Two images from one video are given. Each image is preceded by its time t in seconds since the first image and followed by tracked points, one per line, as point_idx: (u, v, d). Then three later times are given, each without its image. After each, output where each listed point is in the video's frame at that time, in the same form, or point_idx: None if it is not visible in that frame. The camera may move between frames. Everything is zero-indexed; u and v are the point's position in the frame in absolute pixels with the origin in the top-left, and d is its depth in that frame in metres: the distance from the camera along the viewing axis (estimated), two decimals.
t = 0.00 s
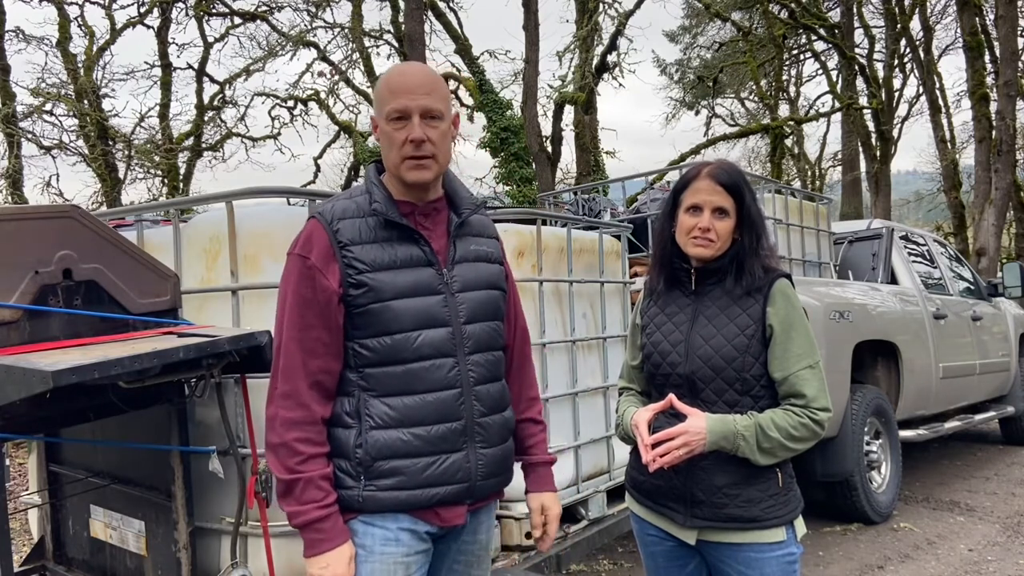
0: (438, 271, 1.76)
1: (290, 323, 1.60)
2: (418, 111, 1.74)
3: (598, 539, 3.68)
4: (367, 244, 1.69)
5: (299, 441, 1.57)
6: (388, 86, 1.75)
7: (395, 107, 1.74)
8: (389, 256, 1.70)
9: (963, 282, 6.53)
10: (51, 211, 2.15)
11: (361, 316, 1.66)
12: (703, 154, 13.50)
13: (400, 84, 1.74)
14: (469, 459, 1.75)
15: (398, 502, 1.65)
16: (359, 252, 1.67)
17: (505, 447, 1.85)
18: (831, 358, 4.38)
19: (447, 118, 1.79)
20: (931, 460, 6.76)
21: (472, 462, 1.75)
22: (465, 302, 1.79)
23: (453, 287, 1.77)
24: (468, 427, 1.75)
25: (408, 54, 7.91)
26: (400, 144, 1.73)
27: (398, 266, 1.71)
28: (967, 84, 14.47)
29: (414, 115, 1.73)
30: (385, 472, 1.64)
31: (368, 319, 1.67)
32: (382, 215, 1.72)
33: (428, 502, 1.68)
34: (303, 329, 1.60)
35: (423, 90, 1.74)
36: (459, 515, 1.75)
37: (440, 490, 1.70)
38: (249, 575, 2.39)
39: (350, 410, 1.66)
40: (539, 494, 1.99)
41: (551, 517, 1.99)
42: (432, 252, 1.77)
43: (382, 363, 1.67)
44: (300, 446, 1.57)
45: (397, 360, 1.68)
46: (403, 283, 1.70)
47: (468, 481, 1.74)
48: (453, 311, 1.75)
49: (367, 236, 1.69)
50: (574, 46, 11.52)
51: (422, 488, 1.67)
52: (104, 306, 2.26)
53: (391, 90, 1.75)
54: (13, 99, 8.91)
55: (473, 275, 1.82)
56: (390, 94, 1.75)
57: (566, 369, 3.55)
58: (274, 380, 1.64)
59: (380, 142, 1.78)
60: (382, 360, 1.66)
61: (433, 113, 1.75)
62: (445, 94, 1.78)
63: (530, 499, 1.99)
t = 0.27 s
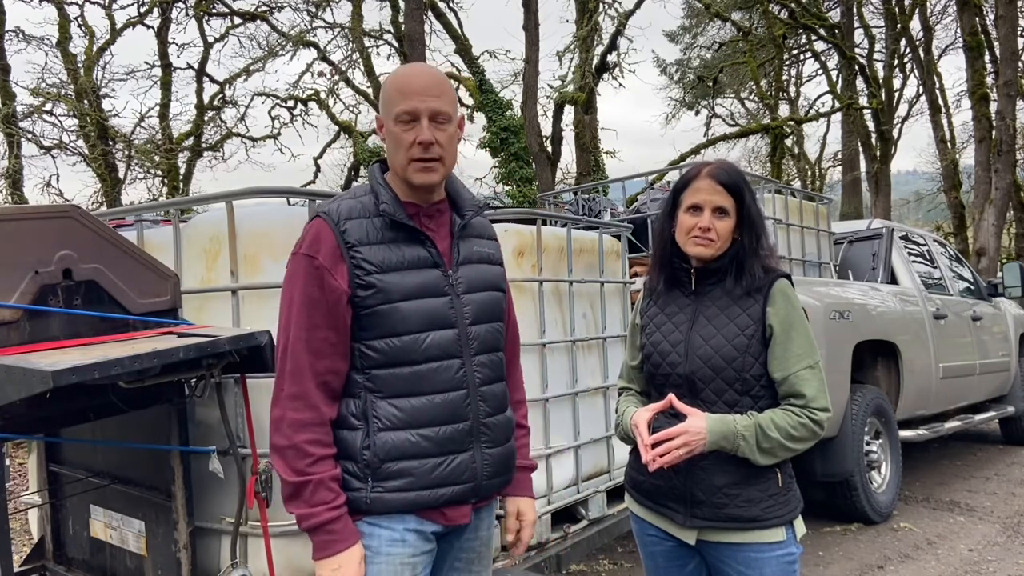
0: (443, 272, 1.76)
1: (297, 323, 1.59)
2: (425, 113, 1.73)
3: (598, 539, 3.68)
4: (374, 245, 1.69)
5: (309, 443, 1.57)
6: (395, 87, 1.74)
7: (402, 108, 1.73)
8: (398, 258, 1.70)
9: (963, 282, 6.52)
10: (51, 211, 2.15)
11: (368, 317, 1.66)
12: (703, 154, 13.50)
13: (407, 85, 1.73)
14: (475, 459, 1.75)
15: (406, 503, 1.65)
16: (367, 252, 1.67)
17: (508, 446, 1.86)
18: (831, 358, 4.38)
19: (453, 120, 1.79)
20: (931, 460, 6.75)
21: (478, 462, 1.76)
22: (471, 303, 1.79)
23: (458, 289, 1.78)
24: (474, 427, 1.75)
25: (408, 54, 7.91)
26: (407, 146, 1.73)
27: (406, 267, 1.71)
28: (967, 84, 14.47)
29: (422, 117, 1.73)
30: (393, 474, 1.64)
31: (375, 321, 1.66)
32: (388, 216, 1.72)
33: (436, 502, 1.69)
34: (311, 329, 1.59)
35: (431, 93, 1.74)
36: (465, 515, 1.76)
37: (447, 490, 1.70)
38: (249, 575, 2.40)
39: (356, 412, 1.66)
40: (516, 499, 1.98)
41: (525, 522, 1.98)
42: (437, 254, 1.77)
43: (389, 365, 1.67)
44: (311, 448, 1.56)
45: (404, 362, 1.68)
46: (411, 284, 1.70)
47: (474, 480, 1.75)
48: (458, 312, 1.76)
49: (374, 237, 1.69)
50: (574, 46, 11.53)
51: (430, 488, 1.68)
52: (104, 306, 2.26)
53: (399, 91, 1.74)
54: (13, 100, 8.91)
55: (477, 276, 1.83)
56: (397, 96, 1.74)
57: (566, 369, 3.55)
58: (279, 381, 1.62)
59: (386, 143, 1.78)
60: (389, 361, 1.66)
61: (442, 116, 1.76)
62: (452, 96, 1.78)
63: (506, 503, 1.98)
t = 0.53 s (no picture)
0: (444, 273, 1.76)
1: (298, 323, 1.59)
2: (424, 114, 1.73)
3: (598, 539, 3.68)
4: (376, 244, 1.69)
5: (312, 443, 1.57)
6: (394, 88, 1.74)
7: (401, 109, 1.73)
8: (400, 258, 1.71)
9: (963, 282, 6.52)
10: (51, 211, 2.15)
11: (371, 317, 1.66)
12: (703, 154, 13.50)
13: (406, 86, 1.73)
14: (476, 459, 1.76)
15: (408, 504, 1.65)
16: (369, 253, 1.67)
17: (509, 446, 1.86)
18: (830, 358, 4.38)
19: (452, 120, 1.79)
20: (931, 460, 6.75)
21: (480, 462, 1.76)
22: (472, 303, 1.79)
23: (459, 289, 1.78)
24: (475, 427, 1.76)
25: (408, 54, 7.91)
26: (406, 147, 1.73)
27: (408, 267, 1.71)
28: (967, 84, 14.47)
29: (421, 118, 1.73)
30: (395, 474, 1.64)
31: (378, 321, 1.66)
32: (390, 216, 1.72)
33: (438, 502, 1.69)
34: (313, 329, 1.59)
35: (431, 93, 1.74)
36: (466, 515, 1.76)
37: (449, 490, 1.70)
38: None
39: (358, 412, 1.66)
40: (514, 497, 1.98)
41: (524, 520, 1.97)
42: (438, 254, 1.77)
43: (392, 365, 1.67)
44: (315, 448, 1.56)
45: (407, 362, 1.68)
46: (413, 284, 1.70)
47: (476, 480, 1.75)
48: (460, 312, 1.76)
49: (376, 237, 1.69)
50: (574, 46, 11.53)
51: (432, 488, 1.68)
52: (104, 306, 2.26)
53: (398, 92, 1.73)
54: (13, 100, 8.91)
55: (477, 276, 1.83)
56: (396, 97, 1.74)
57: (566, 369, 3.55)
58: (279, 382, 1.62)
59: (384, 144, 1.78)
60: (392, 362, 1.66)
61: (441, 116, 1.76)
62: (451, 97, 1.78)
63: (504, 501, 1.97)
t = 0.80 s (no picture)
0: (444, 272, 1.76)
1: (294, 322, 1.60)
2: (424, 116, 1.73)
3: (598, 539, 3.69)
4: (376, 244, 1.69)
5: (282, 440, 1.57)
6: (395, 88, 1.74)
7: (401, 110, 1.73)
8: (399, 257, 1.70)
9: (963, 282, 6.53)
10: (51, 211, 2.15)
11: (370, 317, 1.66)
12: (703, 154, 13.50)
13: (407, 86, 1.74)
14: (475, 458, 1.75)
15: (408, 502, 1.65)
16: (369, 252, 1.67)
17: (508, 445, 1.86)
18: (830, 358, 4.38)
19: (453, 122, 1.79)
20: (931, 460, 6.75)
21: (479, 461, 1.76)
22: (472, 302, 1.79)
23: (459, 288, 1.78)
24: (475, 426, 1.76)
25: (408, 54, 7.91)
26: (406, 148, 1.73)
27: (408, 266, 1.71)
28: (967, 84, 14.47)
29: (421, 119, 1.73)
30: (396, 473, 1.64)
31: (377, 320, 1.66)
32: (390, 215, 1.72)
33: (438, 501, 1.69)
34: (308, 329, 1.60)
35: (432, 94, 1.74)
36: (466, 514, 1.76)
37: (449, 489, 1.70)
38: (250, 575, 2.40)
39: (357, 412, 1.66)
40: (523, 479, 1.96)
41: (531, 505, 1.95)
42: (438, 253, 1.77)
43: (391, 364, 1.67)
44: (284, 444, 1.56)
45: (406, 361, 1.68)
46: (414, 283, 1.70)
47: (475, 479, 1.75)
48: (459, 311, 1.76)
49: (376, 237, 1.69)
50: (574, 46, 11.53)
51: (431, 487, 1.68)
52: (105, 306, 2.26)
53: (399, 92, 1.73)
54: (13, 100, 8.91)
55: (477, 275, 1.83)
56: (397, 97, 1.74)
57: (566, 369, 3.55)
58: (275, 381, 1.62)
59: (384, 145, 1.78)
60: (392, 361, 1.66)
61: (442, 118, 1.76)
62: (452, 98, 1.78)
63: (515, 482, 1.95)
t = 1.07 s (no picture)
0: (436, 272, 1.76)
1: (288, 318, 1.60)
2: (420, 112, 1.73)
3: (598, 539, 3.69)
4: (366, 243, 1.69)
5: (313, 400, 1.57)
6: (392, 84, 1.75)
7: (397, 106, 1.73)
8: (388, 256, 1.70)
9: (963, 282, 6.52)
10: (51, 211, 2.15)
11: (360, 316, 1.66)
12: (703, 154, 13.50)
13: (404, 83, 1.74)
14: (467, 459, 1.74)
15: (399, 503, 1.65)
16: (359, 251, 1.67)
17: (502, 447, 1.85)
18: (830, 358, 4.38)
19: (449, 120, 1.79)
20: (931, 460, 6.75)
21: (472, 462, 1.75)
22: (464, 302, 1.79)
23: (451, 288, 1.77)
24: (468, 427, 1.75)
25: (408, 54, 7.91)
26: (400, 144, 1.73)
27: (397, 266, 1.71)
28: (967, 84, 14.47)
29: (416, 115, 1.73)
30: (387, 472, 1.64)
31: (367, 320, 1.66)
32: (381, 215, 1.72)
33: (430, 501, 1.68)
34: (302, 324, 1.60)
35: (429, 90, 1.74)
36: (458, 516, 1.76)
37: (441, 490, 1.70)
38: None
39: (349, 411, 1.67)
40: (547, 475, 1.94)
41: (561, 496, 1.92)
42: (430, 253, 1.77)
43: (382, 364, 1.67)
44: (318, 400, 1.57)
45: (396, 361, 1.67)
46: (403, 282, 1.70)
47: (468, 480, 1.74)
48: (451, 311, 1.75)
49: (366, 236, 1.70)
50: (574, 46, 11.53)
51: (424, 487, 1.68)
52: (104, 306, 2.26)
53: (394, 88, 1.74)
54: (13, 100, 8.91)
55: (471, 275, 1.82)
56: (393, 93, 1.74)
57: (566, 369, 3.55)
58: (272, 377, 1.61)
59: (380, 141, 1.78)
60: (382, 361, 1.66)
61: (436, 113, 1.76)
62: (449, 96, 1.78)
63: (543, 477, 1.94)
